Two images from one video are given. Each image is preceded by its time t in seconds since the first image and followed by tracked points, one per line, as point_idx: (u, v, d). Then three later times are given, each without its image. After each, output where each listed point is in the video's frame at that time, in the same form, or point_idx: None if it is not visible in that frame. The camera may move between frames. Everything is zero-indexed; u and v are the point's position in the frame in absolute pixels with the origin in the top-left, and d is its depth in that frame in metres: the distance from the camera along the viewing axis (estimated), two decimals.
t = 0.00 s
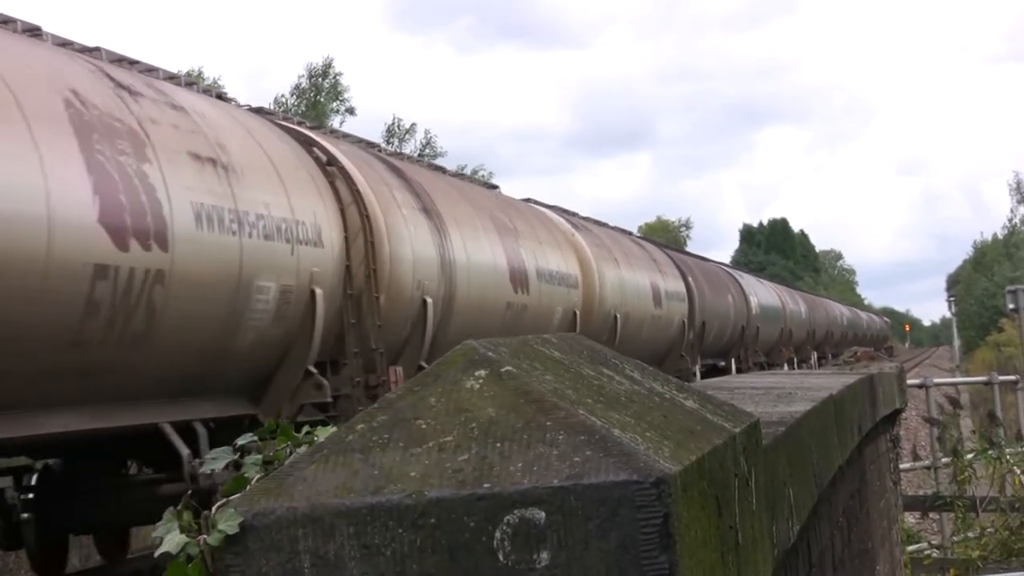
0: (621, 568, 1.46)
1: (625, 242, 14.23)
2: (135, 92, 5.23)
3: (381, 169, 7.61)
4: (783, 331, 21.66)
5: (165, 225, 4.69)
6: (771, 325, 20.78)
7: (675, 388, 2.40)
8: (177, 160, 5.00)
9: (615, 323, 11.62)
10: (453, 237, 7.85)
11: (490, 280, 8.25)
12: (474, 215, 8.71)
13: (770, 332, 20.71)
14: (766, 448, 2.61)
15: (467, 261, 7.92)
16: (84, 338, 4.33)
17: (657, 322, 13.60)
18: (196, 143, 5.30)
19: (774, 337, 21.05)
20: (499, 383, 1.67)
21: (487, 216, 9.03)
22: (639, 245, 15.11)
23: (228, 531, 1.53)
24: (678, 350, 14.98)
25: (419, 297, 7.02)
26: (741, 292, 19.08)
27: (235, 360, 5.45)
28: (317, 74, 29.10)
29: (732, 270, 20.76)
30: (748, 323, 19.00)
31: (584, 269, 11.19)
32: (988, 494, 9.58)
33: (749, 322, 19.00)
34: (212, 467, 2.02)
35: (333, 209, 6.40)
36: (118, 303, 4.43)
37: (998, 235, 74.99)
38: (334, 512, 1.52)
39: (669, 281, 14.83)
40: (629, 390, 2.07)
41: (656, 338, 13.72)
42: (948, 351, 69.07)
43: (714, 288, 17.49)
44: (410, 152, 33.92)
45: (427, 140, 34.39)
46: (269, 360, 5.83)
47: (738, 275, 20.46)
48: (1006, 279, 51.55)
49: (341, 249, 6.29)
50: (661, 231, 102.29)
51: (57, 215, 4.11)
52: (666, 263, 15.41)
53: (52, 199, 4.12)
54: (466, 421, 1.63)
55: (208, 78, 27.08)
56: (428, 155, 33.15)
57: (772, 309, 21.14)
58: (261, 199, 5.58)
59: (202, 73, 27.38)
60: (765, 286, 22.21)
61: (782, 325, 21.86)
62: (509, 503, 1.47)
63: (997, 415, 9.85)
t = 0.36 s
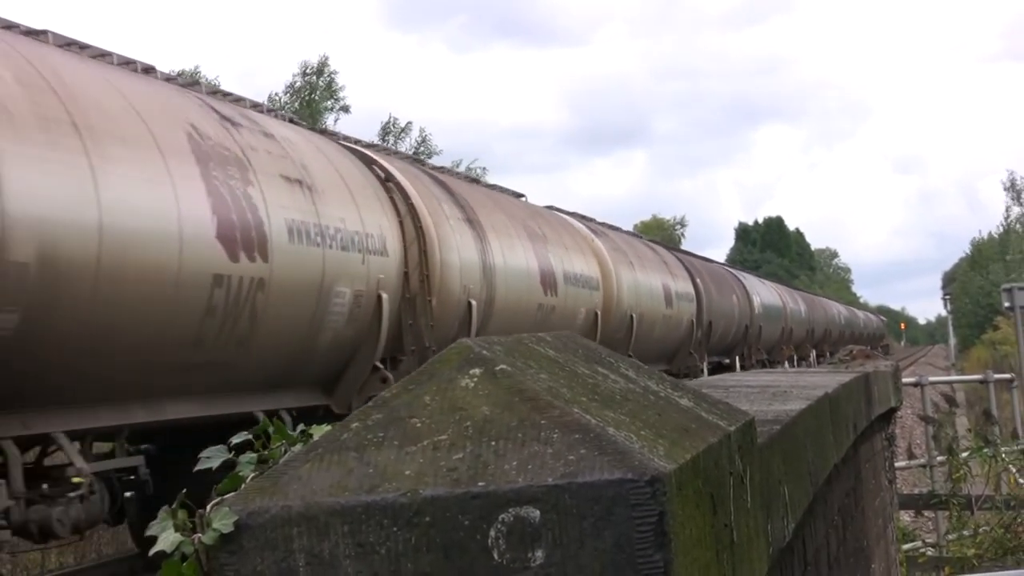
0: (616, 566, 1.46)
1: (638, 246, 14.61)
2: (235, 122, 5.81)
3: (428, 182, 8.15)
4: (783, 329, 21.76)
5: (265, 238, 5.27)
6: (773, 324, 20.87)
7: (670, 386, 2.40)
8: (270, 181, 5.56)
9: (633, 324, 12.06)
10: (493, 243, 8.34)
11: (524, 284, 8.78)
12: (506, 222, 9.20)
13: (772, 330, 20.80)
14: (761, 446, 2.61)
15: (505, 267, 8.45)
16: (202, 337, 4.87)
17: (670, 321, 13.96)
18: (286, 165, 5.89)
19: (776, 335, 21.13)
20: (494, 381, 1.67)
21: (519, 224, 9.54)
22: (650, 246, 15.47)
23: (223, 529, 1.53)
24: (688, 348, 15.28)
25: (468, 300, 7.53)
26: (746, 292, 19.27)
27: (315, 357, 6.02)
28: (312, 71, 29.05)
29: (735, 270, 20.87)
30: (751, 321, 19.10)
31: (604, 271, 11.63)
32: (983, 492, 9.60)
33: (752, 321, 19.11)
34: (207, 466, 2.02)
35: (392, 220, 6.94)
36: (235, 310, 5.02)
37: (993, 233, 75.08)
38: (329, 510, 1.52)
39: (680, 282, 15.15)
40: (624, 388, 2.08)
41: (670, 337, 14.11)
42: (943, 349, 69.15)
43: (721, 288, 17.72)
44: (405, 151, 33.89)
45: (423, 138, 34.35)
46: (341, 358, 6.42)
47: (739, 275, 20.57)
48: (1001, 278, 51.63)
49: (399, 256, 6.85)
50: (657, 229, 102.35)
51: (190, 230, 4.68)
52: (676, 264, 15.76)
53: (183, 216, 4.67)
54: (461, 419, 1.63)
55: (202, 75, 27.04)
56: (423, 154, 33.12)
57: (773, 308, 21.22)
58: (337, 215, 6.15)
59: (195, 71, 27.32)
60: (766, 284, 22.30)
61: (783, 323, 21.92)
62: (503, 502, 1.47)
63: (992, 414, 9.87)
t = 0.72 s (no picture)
0: (614, 566, 1.46)
1: (648, 250, 15.19)
2: (316, 148, 7.06)
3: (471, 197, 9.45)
4: (785, 330, 21.84)
5: (344, 249, 6.46)
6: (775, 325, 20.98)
7: (668, 385, 2.41)
8: (350, 202, 6.81)
9: (647, 323, 13.03)
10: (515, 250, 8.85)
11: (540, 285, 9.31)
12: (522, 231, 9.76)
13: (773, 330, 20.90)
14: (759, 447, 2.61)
15: (524, 275, 9.35)
16: (294, 336, 6.04)
17: (678, 321, 14.56)
18: (359, 187, 7.13)
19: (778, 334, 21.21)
20: (491, 381, 1.67)
21: (540, 233, 10.56)
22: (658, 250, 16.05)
23: (221, 529, 1.53)
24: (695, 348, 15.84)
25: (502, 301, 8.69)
26: (749, 294, 19.58)
27: (382, 351, 7.20)
28: (310, 71, 29.07)
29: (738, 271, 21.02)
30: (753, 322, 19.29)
31: (615, 276, 12.28)
32: (981, 492, 9.60)
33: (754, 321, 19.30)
34: (204, 466, 2.01)
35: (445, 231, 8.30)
36: (323, 311, 6.23)
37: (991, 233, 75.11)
38: (326, 510, 1.52)
39: (687, 284, 15.74)
40: (621, 388, 2.08)
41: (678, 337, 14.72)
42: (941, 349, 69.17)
43: (725, 289, 18.20)
44: (405, 151, 33.90)
45: (422, 139, 34.36)
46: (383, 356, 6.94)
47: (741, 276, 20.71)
48: (1000, 278, 51.67)
49: (453, 263, 8.25)
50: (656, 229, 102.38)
51: (292, 247, 5.90)
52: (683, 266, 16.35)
53: (283, 231, 5.85)
54: (458, 419, 1.63)
55: (200, 75, 27.12)
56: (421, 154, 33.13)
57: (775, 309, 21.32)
58: (401, 227, 7.40)
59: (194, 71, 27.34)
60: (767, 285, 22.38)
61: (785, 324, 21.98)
62: (501, 502, 1.47)
63: (990, 413, 9.87)
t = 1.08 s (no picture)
0: (613, 567, 1.46)
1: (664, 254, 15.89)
2: (379, 168, 7.81)
3: (508, 210, 10.22)
4: (788, 331, 21.88)
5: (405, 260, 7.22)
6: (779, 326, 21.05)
7: (667, 386, 2.41)
8: (409, 218, 7.58)
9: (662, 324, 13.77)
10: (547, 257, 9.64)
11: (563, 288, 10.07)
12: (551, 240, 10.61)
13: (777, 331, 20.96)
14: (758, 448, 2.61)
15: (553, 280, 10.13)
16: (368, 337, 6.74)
17: (691, 323, 15.28)
18: (414, 202, 7.89)
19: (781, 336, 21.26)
20: (490, 382, 1.67)
21: (567, 241, 11.34)
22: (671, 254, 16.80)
23: (220, 530, 1.53)
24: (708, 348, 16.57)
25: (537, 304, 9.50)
26: (754, 297, 19.70)
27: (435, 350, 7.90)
28: (308, 72, 29.12)
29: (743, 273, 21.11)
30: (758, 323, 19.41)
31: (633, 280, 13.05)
32: (980, 493, 9.60)
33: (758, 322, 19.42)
34: (203, 467, 2.01)
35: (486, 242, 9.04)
36: (390, 317, 6.95)
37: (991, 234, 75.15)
38: (325, 511, 1.52)
39: (700, 287, 16.46)
40: (620, 389, 2.08)
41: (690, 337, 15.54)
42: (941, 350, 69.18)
43: (735, 290, 18.74)
44: (404, 152, 33.94)
45: (421, 140, 34.41)
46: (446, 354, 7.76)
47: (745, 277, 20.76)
48: (999, 279, 51.71)
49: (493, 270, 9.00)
50: (655, 230, 102.42)
51: (365, 258, 6.59)
52: (695, 270, 17.07)
53: (360, 242, 6.56)
54: (457, 420, 1.63)
55: (199, 75, 27.17)
56: (420, 155, 33.16)
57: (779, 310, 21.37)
58: (451, 239, 8.20)
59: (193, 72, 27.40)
60: (771, 286, 22.42)
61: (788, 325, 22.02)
62: (500, 503, 1.47)
63: (989, 414, 9.87)
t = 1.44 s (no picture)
0: (616, 567, 1.46)
1: (680, 258, 16.60)
2: (434, 187, 8.88)
3: (540, 222, 11.22)
4: (798, 332, 21.95)
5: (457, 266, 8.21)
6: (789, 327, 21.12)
7: (671, 387, 2.41)
8: (464, 231, 8.73)
9: (678, 327, 14.48)
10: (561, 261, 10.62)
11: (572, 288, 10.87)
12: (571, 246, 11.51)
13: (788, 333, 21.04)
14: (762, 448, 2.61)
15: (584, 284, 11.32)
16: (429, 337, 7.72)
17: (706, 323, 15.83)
18: (468, 216, 9.08)
19: (791, 337, 21.33)
20: (494, 383, 1.67)
21: (594, 248, 12.47)
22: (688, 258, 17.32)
23: (224, 530, 1.53)
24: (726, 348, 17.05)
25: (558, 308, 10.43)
26: (767, 300, 19.83)
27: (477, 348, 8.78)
28: (313, 73, 29.17)
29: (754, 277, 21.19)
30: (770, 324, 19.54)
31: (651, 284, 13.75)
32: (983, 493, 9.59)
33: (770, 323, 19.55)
34: (208, 469, 2.01)
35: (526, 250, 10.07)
36: (445, 316, 7.88)
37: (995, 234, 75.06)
38: (329, 512, 1.52)
39: (716, 289, 17.00)
40: (624, 389, 2.08)
41: (709, 337, 16.09)
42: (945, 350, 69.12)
43: (750, 292, 19.07)
44: (408, 153, 33.97)
45: (426, 140, 34.45)
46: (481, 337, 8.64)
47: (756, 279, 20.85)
48: (1003, 279, 51.66)
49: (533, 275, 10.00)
50: (659, 230, 102.40)
51: (430, 269, 7.66)
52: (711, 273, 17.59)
53: (425, 252, 7.65)
54: (461, 421, 1.63)
55: (202, 76, 27.20)
56: (425, 155, 33.18)
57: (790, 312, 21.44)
58: (499, 249, 9.36)
59: (198, 73, 27.46)
60: (781, 289, 22.48)
61: (798, 326, 22.07)
62: (504, 503, 1.47)
63: (993, 414, 9.86)
